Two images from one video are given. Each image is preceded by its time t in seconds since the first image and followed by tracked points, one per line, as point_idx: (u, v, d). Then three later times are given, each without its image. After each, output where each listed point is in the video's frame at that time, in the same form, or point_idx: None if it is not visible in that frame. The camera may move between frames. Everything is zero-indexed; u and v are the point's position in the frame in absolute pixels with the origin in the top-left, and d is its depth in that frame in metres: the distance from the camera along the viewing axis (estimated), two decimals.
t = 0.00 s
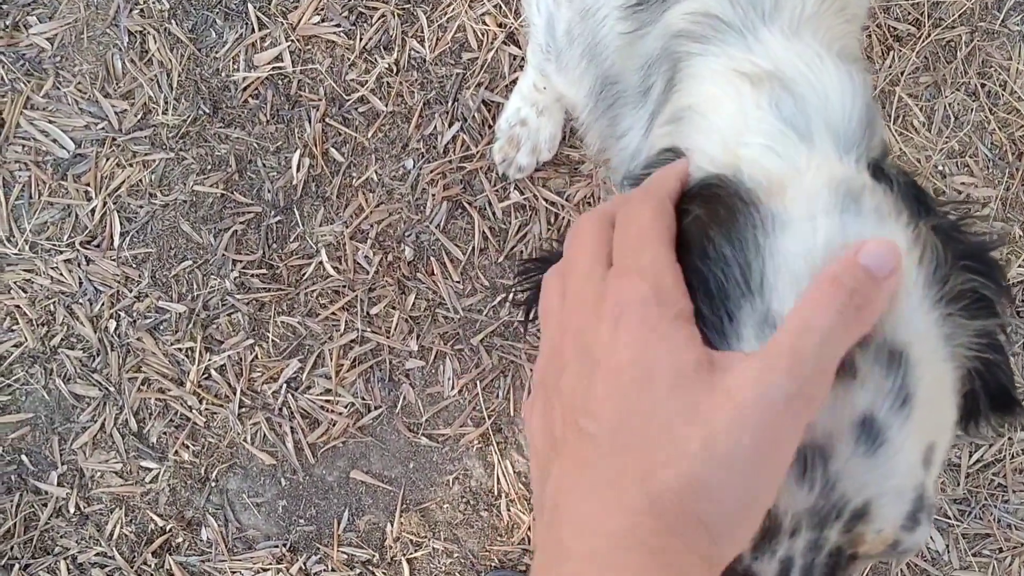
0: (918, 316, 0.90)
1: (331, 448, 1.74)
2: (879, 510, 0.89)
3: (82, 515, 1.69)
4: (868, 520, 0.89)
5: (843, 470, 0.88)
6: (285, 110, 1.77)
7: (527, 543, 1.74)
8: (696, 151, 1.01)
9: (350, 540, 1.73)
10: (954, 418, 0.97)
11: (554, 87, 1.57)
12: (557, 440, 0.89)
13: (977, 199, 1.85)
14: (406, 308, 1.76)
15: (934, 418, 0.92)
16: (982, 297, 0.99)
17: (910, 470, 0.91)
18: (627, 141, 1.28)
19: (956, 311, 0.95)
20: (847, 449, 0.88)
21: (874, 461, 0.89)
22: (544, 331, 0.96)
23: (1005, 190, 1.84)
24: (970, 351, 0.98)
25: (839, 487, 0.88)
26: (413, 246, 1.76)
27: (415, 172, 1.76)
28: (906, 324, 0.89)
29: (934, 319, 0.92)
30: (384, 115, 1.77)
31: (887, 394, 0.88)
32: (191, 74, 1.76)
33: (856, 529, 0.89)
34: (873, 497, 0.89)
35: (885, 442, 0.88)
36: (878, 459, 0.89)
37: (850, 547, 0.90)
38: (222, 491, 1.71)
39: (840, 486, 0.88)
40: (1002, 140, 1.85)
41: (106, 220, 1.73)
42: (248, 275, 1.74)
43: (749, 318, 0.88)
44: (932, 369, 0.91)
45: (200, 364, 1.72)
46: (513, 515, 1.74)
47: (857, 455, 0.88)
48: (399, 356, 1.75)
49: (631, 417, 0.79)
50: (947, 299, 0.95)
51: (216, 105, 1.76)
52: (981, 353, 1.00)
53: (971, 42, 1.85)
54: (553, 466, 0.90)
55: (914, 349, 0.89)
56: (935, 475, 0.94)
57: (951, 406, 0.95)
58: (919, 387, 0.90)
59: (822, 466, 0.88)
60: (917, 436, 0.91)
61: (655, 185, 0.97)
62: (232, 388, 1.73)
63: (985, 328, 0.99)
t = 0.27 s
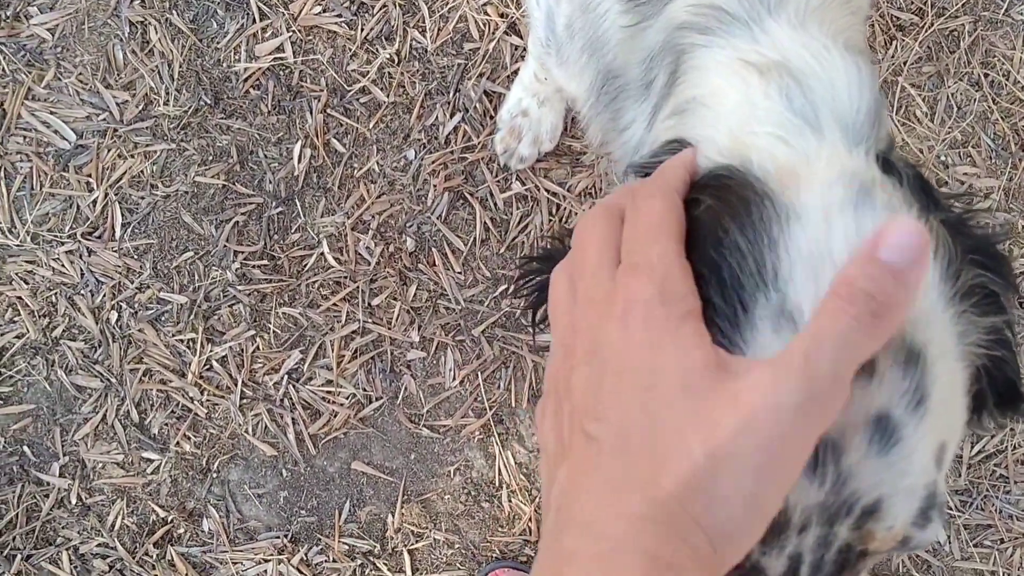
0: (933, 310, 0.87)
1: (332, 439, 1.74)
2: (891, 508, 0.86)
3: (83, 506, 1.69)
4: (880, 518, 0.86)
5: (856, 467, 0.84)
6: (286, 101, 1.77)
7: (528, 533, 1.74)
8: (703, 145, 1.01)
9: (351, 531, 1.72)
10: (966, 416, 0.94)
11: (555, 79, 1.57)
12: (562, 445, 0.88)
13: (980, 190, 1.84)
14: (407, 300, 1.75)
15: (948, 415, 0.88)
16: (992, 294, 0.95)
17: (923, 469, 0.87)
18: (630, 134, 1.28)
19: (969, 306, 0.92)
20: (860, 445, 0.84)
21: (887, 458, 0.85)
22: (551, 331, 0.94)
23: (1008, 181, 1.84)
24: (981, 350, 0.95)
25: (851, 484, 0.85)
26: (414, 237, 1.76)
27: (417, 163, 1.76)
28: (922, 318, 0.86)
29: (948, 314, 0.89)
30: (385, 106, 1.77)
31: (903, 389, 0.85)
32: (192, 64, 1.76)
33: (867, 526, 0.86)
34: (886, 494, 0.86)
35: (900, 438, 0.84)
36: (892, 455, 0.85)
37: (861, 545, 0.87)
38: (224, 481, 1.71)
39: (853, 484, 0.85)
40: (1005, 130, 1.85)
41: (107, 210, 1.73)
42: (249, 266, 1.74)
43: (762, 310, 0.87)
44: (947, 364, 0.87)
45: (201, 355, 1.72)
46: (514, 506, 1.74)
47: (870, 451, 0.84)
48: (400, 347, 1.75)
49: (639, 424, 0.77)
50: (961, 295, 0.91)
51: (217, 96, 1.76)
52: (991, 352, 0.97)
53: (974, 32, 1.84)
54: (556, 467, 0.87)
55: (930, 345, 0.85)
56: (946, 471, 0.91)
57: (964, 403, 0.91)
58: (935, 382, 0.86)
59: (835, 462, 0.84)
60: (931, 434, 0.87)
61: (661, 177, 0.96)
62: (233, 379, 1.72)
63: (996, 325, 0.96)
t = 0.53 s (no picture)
0: (890, 253, 0.89)
1: (322, 402, 1.75)
2: (851, 449, 0.88)
3: (76, 471, 1.70)
4: (840, 460, 0.88)
5: (813, 409, 0.87)
6: (271, 66, 1.76)
7: (517, 493, 1.76)
8: (670, 103, 1.01)
9: (342, 493, 1.74)
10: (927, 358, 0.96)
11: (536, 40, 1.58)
12: (536, 410, 0.90)
13: (966, 149, 1.84)
14: (395, 264, 1.76)
15: (908, 357, 0.91)
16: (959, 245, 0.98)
17: (884, 410, 0.89)
18: (606, 93, 1.27)
19: (930, 252, 0.94)
20: (818, 387, 0.86)
21: (846, 399, 0.87)
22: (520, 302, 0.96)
23: (994, 140, 1.84)
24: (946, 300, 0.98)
25: (809, 426, 0.87)
26: (401, 202, 1.76)
27: (402, 127, 1.76)
28: (878, 262, 0.88)
29: (905, 257, 0.91)
30: (370, 70, 1.76)
31: (860, 330, 0.87)
32: (175, 30, 1.75)
33: (826, 468, 0.88)
34: (845, 436, 0.88)
35: (856, 378, 0.87)
36: (850, 396, 0.87)
37: (822, 487, 0.89)
38: (215, 445, 1.72)
39: (812, 425, 0.87)
40: (992, 89, 1.85)
41: (93, 177, 1.73)
42: (236, 231, 1.74)
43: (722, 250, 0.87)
44: (901, 306, 0.90)
45: (189, 321, 1.73)
46: (503, 466, 1.75)
47: (828, 393, 0.87)
48: (388, 311, 1.76)
49: (587, 381, 0.79)
50: (921, 242, 0.93)
51: (201, 61, 1.75)
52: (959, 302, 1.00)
53: None
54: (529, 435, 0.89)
55: (886, 287, 0.88)
56: (909, 416, 0.92)
57: (924, 346, 0.93)
58: (889, 326, 0.89)
59: (793, 404, 0.87)
60: (891, 375, 0.89)
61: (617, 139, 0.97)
62: (222, 344, 1.73)
63: (962, 276, 0.98)
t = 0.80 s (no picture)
0: (843, 176, 0.95)
1: (315, 356, 1.76)
2: (803, 368, 0.94)
3: (72, 427, 1.72)
4: (793, 378, 0.94)
5: (765, 329, 0.92)
6: (256, 20, 1.75)
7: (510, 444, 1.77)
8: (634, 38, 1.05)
9: (337, 446, 1.76)
10: (884, 278, 1.01)
11: None
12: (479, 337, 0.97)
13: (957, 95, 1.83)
14: (384, 218, 1.76)
15: (859, 277, 0.97)
16: (916, 158, 1.04)
17: (836, 329, 0.95)
18: (580, 33, 1.27)
19: (885, 172, 1.00)
20: (768, 308, 0.92)
21: (796, 318, 0.93)
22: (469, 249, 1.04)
23: (984, 86, 1.83)
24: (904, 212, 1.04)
25: (761, 346, 0.93)
26: (389, 155, 1.76)
27: (389, 80, 1.75)
28: (828, 186, 0.94)
29: (859, 179, 0.97)
30: (356, 23, 1.75)
31: (811, 252, 0.93)
32: None
33: (780, 388, 0.94)
34: (799, 355, 0.93)
35: (807, 299, 0.92)
36: (801, 315, 0.93)
37: (777, 408, 0.96)
38: (209, 400, 1.74)
39: (765, 346, 0.93)
40: (982, 34, 1.83)
41: (81, 135, 1.73)
42: (225, 187, 1.74)
43: (671, 173, 0.92)
44: (853, 227, 0.95)
45: (181, 277, 1.74)
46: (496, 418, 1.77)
47: (779, 313, 0.92)
48: (379, 265, 1.77)
49: (519, 277, 0.89)
50: (877, 161, 0.99)
51: (186, 16, 1.74)
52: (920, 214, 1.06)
53: None
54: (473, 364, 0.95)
55: (837, 208, 0.94)
56: (866, 336, 0.97)
57: (878, 266, 0.99)
58: (840, 249, 0.94)
59: (745, 324, 0.92)
60: (844, 295, 0.95)
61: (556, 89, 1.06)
62: (214, 300, 1.74)
63: (920, 188, 1.05)
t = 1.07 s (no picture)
0: (829, 138, 1.00)
1: (319, 329, 1.78)
2: (784, 325, 1.00)
3: (82, 400, 1.75)
4: (774, 335, 1.00)
5: (749, 289, 0.98)
6: None
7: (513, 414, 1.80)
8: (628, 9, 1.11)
9: (342, 417, 1.79)
10: (866, 238, 1.07)
11: None
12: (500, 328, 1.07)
13: (953, 66, 1.84)
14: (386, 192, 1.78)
15: (842, 237, 1.02)
16: (894, 118, 1.09)
17: (817, 288, 1.01)
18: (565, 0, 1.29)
19: (870, 131, 1.06)
20: (753, 268, 0.98)
21: (779, 277, 0.98)
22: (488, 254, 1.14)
23: (980, 56, 1.84)
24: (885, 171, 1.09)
25: (745, 305, 0.99)
26: (390, 130, 1.77)
27: (389, 56, 1.77)
28: (815, 148, 0.99)
29: (845, 140, 1.01)
30: None
31: (796, 214, 0.98)
32: None
33: (762, 344, 1.00)
34: (781, 315, 1.00)
35: (791, 260, 0.98)
36: (785, 276, 0.99)
37: (758, 362, 1.02)
38: (216, 372, 1.77)
39: (749, 304, 0.99)
40: (978, 5, 1.83)
41: (87, 112, 1.75)
42: (229, 163, 1.76)
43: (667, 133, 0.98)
44: (838, 188, 1.00)
45: (186, 252, 1.76)
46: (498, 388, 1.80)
47: (764, 274, 0.98)
48: (381, 239, 1.79)
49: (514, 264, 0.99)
50: (860, 120, 1.04)
51: None
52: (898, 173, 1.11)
53: None
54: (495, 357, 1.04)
55: (823, 169, 0.99)
56: (845, 293, 1.04)
57: (859, 225, 1.05)
58: (824, 210, 1.00)
59: (730, 283, 0.98)
60: (825, 255, 1.01)
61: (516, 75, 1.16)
62: (220, 274, 1.77)
63: (899, 148, 1.10)
